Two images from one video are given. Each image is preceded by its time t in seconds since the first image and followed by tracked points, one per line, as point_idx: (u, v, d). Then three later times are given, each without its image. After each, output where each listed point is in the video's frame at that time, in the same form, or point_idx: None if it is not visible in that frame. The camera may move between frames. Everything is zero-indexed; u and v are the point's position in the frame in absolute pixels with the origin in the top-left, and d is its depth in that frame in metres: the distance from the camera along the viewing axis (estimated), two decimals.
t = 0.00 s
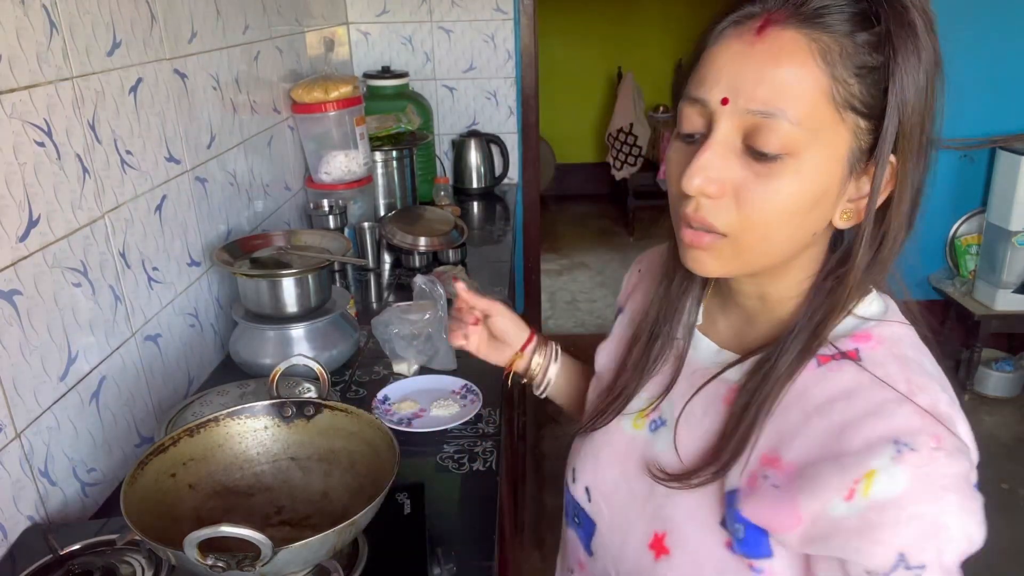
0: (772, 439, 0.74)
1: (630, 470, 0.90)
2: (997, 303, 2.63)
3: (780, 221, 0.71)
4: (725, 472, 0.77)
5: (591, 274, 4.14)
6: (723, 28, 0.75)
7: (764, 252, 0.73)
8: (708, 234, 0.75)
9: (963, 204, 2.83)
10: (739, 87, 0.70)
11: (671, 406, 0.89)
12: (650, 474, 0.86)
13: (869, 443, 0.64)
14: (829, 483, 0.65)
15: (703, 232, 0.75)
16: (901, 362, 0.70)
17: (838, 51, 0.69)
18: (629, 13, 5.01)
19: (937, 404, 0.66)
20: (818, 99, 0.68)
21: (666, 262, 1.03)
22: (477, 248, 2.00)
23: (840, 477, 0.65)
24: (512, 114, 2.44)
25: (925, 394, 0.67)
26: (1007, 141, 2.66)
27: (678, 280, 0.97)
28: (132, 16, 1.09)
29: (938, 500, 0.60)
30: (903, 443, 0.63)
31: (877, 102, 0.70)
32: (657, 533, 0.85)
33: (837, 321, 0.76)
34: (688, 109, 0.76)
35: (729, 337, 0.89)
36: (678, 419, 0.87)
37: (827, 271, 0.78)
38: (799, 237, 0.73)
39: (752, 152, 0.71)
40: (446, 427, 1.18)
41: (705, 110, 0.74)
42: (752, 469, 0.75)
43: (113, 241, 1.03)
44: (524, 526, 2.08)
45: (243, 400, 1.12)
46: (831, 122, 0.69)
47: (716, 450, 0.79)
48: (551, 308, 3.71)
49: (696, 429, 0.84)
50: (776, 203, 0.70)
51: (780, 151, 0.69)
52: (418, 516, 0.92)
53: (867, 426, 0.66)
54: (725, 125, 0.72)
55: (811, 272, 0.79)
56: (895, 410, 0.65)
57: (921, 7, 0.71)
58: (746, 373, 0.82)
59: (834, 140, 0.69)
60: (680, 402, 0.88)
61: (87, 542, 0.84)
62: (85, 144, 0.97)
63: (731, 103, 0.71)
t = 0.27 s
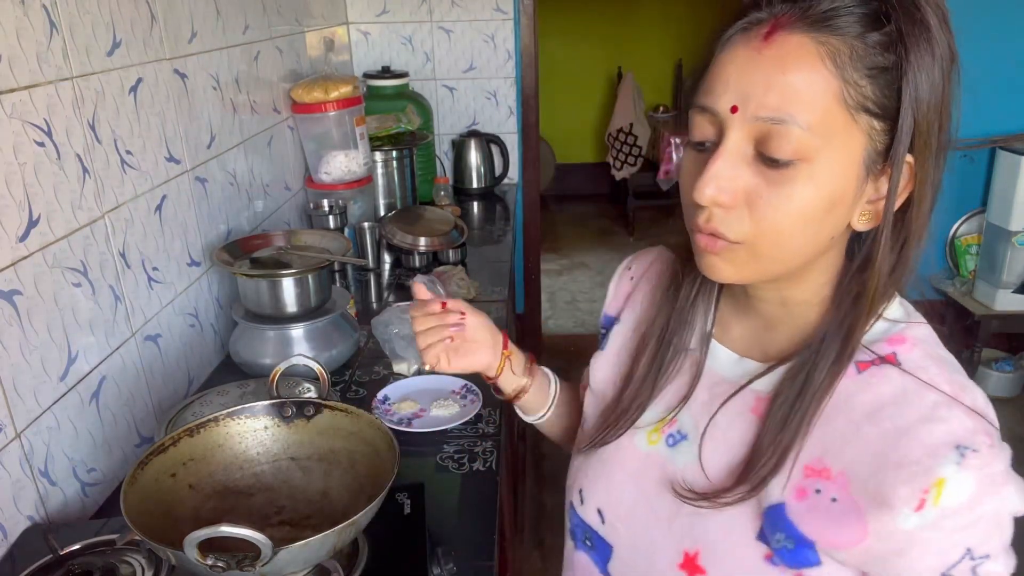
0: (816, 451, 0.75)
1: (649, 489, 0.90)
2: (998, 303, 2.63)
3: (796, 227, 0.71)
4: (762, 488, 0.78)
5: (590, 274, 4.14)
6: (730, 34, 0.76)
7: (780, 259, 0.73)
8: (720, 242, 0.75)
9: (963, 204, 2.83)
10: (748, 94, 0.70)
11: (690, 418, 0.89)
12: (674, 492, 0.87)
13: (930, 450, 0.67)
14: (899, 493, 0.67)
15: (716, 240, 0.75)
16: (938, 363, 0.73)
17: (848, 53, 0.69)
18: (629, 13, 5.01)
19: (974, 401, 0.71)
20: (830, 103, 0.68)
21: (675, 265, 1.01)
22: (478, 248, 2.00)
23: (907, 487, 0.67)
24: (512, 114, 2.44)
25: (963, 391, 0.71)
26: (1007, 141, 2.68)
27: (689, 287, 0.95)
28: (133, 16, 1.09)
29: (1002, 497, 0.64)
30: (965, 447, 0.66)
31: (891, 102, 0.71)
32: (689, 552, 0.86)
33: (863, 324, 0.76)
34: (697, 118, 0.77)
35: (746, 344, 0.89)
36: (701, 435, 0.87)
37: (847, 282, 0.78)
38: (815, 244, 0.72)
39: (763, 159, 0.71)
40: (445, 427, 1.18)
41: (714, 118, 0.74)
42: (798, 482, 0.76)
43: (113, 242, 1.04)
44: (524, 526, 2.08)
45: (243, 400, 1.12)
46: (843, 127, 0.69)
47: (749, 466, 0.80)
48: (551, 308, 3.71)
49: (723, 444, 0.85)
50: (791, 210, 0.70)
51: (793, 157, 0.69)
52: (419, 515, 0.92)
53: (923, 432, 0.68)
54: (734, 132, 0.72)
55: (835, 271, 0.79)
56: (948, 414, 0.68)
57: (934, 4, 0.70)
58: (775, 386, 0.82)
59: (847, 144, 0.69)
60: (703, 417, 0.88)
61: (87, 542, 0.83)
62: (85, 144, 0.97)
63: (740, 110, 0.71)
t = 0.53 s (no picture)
0: (827, 457, 0.75)
1: (657, 495, 0.90)
2: (998, 303, 2.64)
3: (809, 234, 0.71)
4: (773, 495, 0.78)
5: (590, 274, 4.14)
6: (747, 37, 0.75)
7: (790, 265, 0.73)
8: (730, 248, 0.75)
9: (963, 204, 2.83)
10: (764, 99, 0.70)
11: (699, 424, 0.89)
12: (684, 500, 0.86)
13: (943, 457, 0.67)
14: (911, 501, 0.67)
15: (727, 245, 0.75)
16: (951, 369, 0.73)
17: (867, 60, 0.69)
18: (629, 13, 5.01)
19: (986, 408, 0.71)
20: (847, 111, 0.68)
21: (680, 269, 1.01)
22: (478, 248, 2.00)
23: (921, 494, 0.67)
24: (512, 114, 2.44)
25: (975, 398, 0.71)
26: (1007, 141, 2.70)
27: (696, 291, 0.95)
28: (132, 15, 1.09)
29: (1013, 504, 0.65)
30: (977, 454, 0.66)
31: (907, 108, 0.71)
32: (698, 557, 0.85)
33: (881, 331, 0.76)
34: (711, 122, 0.76)
35: (755, 349, 0.89)
36: (710, 442, 0.87)
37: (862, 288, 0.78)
38: (826, 250, 0.72)
39: (777, 165, 0.71)
40: (446, 427, 1.18)
41: (727, 123, 0.74)
42: (809, 489, 0.76)
43: (113, 242, 1.04)
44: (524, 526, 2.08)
45: (243, 400, 1.12)
46: (860, 134, 0.69)
47: (760, 473, 0.80)
48: (551, 308, 3.71)
49: (733, 450, 0.85)
50: (805, 218, 0.70)
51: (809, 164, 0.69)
52: (419, 515, 0.92)
53: (936, 439, 0.68)
54: (749, 138, 0.72)
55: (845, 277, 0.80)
56: (962, 421, 0.68)
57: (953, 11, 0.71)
58: (787, 391, 0.82)
59: (863, 152, 0.69)
60: (712, 423, 0.88)
61: (87, 542, 0.83)
62: (85, 144, 0.97)
63: (755, 116, 0.71)
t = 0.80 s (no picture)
0: (816, 457, 0.75)
1: (652, 489, 0.90)
2: (998, 303, 2.64)
3: (772, 228, 0.71)
4: (762, 493, 0.78)
5: (591, 274, 4.14)
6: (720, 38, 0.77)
7: (758, 259, 0.75)
8: (703, 241, 0.77)
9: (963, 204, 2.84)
10: (725, 97, 0.72)
11: (695, 421, 0.89)
12: (676, 495, 0.86)
13: (927, 461, 0.66)
14: (893, 503, 0.66)
15: (697, 237, 0.78)
16: (943, 373, 0.71)
17: (825, 58, 0.69)
18: (629, 13, 5.01)
19: (977, 414, 0.69)
20: (803, 108, 0.68)
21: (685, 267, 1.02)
22: (477, 248, 2.00)
23: (903, 497, 0.66)
24: (512, 114, 2.44)
25: (966, 402, 0.69)
26: (1007, 141, 2.70)
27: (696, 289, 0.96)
28: (132, 15, 1.09)
29: (998, 510, 0.64)
30: (962, 459, 0.65)
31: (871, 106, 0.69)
32: (689, 553, 0.85)
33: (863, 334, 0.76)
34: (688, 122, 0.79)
35: (753, 348, 0.90)
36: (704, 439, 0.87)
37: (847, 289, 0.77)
38: (796, 247, 0.73)
39: (738, 160, 0.72)
40: (446, 427, 1.18)
41: (698, 120, 0.76)
42: (796, 488, 0.75)
43: (113, 242, 1.04)
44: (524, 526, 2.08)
45: (243, 400, 1.12)
46: (819, 130, 0.68)
47: (750, 471, 0.79)
48: (551, 308, 3.71)
49: (728, 448, 0.84)
50: (761, 212, 0.71)
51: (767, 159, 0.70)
52: (418, 515, 0.92)
53: (922, 442, 0.67)
54: (713, 134, 0.74)
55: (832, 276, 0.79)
56: (949, 425, 0.67)
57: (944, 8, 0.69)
58: (778, 391, 0.82)
59: (824, 148, 0.69)
60: (706, 420, 0.88)
61: (88, 542, 0.83)
62: (85, 144, 0.97)
63: (717, 113, 0.73)
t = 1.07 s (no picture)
0: (806, 457, 0.74)
1: (650, 487, 0.90)
2: (997, 303, 2.65)
3: (699, 224, 0.76)
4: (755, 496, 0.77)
5: (591, 274, 4.14)
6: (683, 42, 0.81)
7: (701, 253, 0.79)
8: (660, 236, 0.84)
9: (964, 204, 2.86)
10: (666, 100, 0.78)
11: (693, 419, 0.89)
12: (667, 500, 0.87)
13: (916, 466, 0.64)
14: (879, 508, 0.65)
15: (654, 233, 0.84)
16: (936, 377, 0.69)
17: (743, 62, 0.72)
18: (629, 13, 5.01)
19: (971, 418, 0.67)
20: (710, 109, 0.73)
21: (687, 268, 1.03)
22: (477, 248, 2.00)
23: (889, 501, 0.65)
24: (512, 114, 2.44)
25: (958, 407, 0.67)
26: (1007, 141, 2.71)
27: (696, 290, 0.97)
28: (132, 15, 1.09)
29: (987, 516, 0.63)
30: (951, 465, 0.63)
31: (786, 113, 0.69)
32: (683, 549, 0.85)
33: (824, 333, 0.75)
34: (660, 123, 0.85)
35: (751, 348, 0.90)
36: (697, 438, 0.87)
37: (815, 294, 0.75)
38: (726, 242, 0.77)
39: (675, 159, 0.78)
40: (445, 427, 1.18)
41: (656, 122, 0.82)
42: (786, 488, 0.75)
43: (113, 242, 1.04)
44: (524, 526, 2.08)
45: (243, 400, 1.12)
46: (731, 131, 0.72)
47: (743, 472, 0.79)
48: (551, 308, 3.71)
49: (718, 451, 0.84)
50: (684, 206, 0.77)
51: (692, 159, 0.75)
52: (418, 515, 0.92)
53: (911, 447, 0.65)
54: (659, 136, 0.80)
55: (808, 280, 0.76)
56: (940, 430, 0.65)
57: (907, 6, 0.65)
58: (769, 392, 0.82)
59: (737, 148, 0.72)
60: (700, 416, 0.88)
61: (88, 542, 0.83)
62: (86, 144, 0.97)
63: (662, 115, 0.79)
